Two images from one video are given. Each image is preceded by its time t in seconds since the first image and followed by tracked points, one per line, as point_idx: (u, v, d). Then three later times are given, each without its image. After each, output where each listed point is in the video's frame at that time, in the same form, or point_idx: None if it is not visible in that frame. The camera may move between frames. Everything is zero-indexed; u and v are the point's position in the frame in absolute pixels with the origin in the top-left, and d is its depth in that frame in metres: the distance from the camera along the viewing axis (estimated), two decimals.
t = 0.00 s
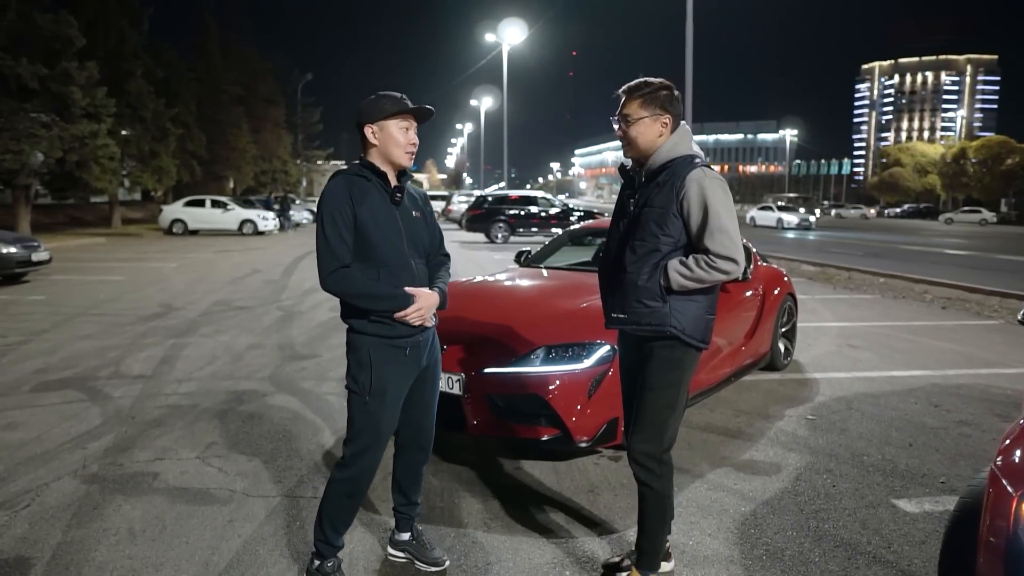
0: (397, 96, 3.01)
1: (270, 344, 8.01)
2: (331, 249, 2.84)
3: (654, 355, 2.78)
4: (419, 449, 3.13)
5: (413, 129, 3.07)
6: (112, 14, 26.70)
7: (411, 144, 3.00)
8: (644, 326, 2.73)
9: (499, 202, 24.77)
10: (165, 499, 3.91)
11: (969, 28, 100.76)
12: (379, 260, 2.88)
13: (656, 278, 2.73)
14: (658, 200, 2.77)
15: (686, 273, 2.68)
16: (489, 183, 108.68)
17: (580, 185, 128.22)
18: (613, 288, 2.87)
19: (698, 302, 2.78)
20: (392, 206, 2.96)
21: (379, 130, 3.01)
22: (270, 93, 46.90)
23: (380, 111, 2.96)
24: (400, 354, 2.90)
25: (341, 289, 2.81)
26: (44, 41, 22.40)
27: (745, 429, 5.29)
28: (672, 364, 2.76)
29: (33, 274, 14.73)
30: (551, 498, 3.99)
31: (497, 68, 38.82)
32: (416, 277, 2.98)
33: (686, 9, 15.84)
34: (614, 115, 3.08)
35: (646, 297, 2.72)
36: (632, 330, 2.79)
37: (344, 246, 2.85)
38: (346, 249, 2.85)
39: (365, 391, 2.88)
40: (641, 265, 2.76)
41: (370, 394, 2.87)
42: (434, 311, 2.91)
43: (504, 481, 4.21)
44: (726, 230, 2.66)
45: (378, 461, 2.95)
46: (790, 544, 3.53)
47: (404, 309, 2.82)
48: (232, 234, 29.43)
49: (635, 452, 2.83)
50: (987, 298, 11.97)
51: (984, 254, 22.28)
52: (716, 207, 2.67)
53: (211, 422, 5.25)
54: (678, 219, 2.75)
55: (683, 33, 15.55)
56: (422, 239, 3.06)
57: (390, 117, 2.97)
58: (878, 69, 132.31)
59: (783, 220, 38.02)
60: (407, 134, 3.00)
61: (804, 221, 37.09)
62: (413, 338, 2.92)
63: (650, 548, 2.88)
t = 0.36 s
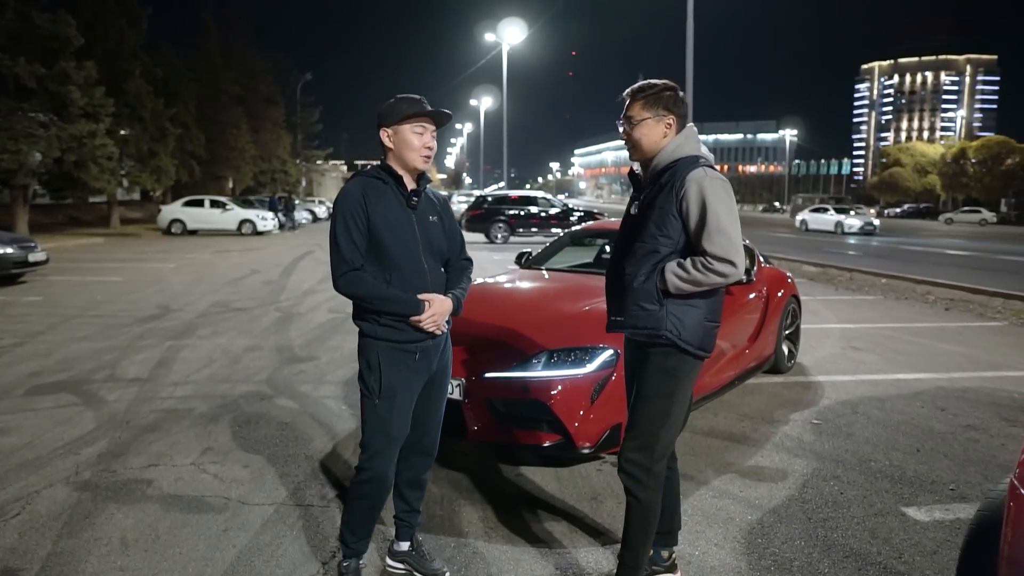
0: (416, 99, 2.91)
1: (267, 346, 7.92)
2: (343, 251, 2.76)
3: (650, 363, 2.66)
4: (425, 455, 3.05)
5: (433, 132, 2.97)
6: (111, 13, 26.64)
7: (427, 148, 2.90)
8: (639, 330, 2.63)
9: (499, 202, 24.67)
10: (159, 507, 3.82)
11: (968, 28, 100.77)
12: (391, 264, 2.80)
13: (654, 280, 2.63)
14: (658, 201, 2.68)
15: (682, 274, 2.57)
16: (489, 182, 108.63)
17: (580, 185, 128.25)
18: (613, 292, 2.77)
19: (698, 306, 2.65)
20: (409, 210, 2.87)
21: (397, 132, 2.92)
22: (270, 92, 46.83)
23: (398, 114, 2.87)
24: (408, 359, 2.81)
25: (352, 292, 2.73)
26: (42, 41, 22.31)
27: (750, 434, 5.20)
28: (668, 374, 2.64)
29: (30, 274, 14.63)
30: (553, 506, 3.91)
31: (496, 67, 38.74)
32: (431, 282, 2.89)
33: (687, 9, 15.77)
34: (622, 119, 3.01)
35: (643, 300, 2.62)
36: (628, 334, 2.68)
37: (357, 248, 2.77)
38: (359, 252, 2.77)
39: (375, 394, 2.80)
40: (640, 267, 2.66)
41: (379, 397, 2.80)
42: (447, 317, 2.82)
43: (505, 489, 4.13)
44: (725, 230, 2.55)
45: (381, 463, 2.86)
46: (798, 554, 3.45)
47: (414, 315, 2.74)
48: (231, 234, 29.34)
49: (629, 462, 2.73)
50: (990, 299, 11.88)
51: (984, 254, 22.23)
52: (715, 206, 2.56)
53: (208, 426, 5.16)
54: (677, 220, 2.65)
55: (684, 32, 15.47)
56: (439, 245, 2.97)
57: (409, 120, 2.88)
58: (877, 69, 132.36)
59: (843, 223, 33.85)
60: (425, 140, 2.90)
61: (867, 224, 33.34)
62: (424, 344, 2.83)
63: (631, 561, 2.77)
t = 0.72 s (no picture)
0: (424, 98, 2.85)
1: (265, 349, 7.84)
2: (347, 248, 2.68)
3: (653, 375, 2.58)
4: (421, 463, 2.96)
5: (443, 134, 2.91)
6: (110, 13, 26.62)
7: (432, 148, 2.82)
8: (639, 339, 2.55)
9: (499, 203, 24.58)
10: (151, 516, 3.73)
11: (968, 28, 100.70)
12: (395, 266, 2.72)
13: (655, 287, 2.54)
14: (662, 205, 2.59)
15: (684, 283, 2.48)
16: (489, 183, 108.64)
17: (580, 185, 128.30)
18: (615, 296, 2.70)
19: (702, 317, 2.57)
20: (417, 212, 2.79)
21: (405, 132, 2.86)
22: (270, 93, 46.79)
23: (406, 113, 2.80)
24: (406, 364, 2.72)
25: (354, 291, 2.65)
26: (41, 40, 22.24)
27: (754, 440, 5.12)
28: (673, 386, 2.56)
29: (27, 276, 14.54)
30: (554, 515, 3.83)
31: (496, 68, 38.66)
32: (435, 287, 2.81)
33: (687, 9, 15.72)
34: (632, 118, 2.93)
35: (643, 308, 2.54)
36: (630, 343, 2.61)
37: (362, 246, 2.69)
38: (364, 250, 2.69)
39: (370, 398, 2.72)
40: (641, 273, 2.58)
41: (375, 402, 2.71)
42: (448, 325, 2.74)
43: (506, 497, 4.05)
44: (730, 239, 2.46)
45: (377, 471, 2.78)
46: (807, 566, 3.37)
47: (415, 320, 2.65)
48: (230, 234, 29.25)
49: (630, 476, 2.66)
50: (994, 301, 11.80)
51: (984, 255, 22.20)
52: (720, 214, 2.47)
53: (203, 431, 5.08)
54: (681, 226, 2.56)
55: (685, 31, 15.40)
56: (446, 251, 2.88)
57: (417, 119, 2.81)
58: (877, 70, 132.50)
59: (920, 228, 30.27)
60: (431, 140, 2.82)
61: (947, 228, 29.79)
62: (422, 349, 2.74)
63: None
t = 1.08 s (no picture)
0: (429, 99, 2.78)
1: (263, 351, 7.77)
2: (348, 251, 2.61)
3: (663, 384, 2.52)
4: (418, 472, 2.89)
5: (449, 137, 2.84)
6: (109, 13, 26.58)
7: (438, 150, 2.74)
8: (650, 347, 2.49)
9: (498, 203, 24.51)
10: (146, 525, 3.66)
11: (967, 28, 100.70)
12: (395, 272, 2.66)
13: (669, 294, 2.49)
14: (676, 207, 2.53)
15: (701, 291, 2.44)
16: (489, 183, 108.57)
17: (579, 185, 128.25)
18: (621, 301, 2.62)
19: (714, 326, 2.54)
20: (420, 215, 2.73)
21: (409, 134, 2.79)
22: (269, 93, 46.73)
23: (412, 115, 2.73)
24: (403, 371, 2.66)
25: (353, 294, 2.59)
26: (39, 41, 22.15)
27: (758, 444, 5.06)
28: (681, 393, 2.50)
29: (24, 277, 14.47)
30: (556, 524, 3.76)
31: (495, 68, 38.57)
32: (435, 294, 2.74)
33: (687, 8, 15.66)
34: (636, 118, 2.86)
35: (656, 315, 2.48)
36: (638, 351, 2.54)
37: (362, 249, 2.63)
38: (364, 254, 2.63)
39: (366, 406, 2.65)
40: (654, 278, 2.51)
41: (371, 409, 2.65)
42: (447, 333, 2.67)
43: (506, 505, 3.97)
44: (747, 246, 2.43)
45: (373, 479, 2.71)
46: None
47: (414, 328, 2.58)
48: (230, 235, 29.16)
49: (637, 486, 2.59)
50: (997, 302, 11.73)
51: (985, 256, 22.15)
52: (738, 221, 2.44)
53: (199, 436, 5.01)
54: (696, 231, 2.50)
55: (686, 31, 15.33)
56: (447, 257, 2.82)
57: (422, 121, 2.74)
58: (877, 70, 132.49)
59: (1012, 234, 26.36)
60: (436, 143, 2.75)
61: None
62: (420, 356, 2.67)
63: None
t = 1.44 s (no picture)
0: (414, 100, 2.72)
1: (262, 354, 7.70)
2: (339, 258, 2.53)
3: (669, 392, 2.46)
4: (416, 482, 2.83)
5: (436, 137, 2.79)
6: (107, 13, 26.54)
7: (426, 152, 2.69)
8: (659, 355, 2.43)
9: (498, 203, 24.47)
10: (141, 532, 3.60)
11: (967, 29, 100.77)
12: (390, 277, 2.58)
13: (677, 301, 2.43)
14: (684, 213, 2.47)
15: (710, 297, 2.39)
16: (489, 183, 108.58)
17: (579, 185, 128.26)
18: (627, 306, 2.56)
19: (723, 334, 2.49)
20: (412, 218, 2.67)
21: (396, 137, 2.73)
22: (269, 92, 46.70)
23: (397, 117, 2.66)
24: (400, 379, 2.60)
25: (347, 302, 2.51)
26: (37, 41, 22.07)
27: (761, 449, 4.99)
28: (691, 401, 2.45)
29: (22, 278, 14.42)
30: (558, 532, 3.70)
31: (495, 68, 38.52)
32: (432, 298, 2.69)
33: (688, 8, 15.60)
34: (640, 118, 2.81)
35: (664, 322, 2.42)
36: (643, 359, 2.48)
37: (355, 255, 2.55)
38: (358, 259, 2.55)
39: (361, 415, 2.58)
40: (661, 285, 2.46)
41: (367, 418, 2.58)
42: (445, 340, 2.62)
43: (508, 512, 3.91)
44: (759, 251, 2.38)
45: (367, 491, 2.63)
46: None
47: (413, 334, 2.52)
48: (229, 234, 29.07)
49: (646, 498, 2.53)
50: (1000, 304, 11.66)
51: (986, 256, 22.11)
52: (749, 225, 2.39)
53: (196, 441, 4.95)
54: (705, 236, 2.45)
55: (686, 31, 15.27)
56: (441, 261, 2.75)
57: (410, 122, 2.68)
58: (877, 70, 132.60)
59: None
60: (424, 144, 2.69)
61: None
62: (417, 363, 2.61)
63: None
